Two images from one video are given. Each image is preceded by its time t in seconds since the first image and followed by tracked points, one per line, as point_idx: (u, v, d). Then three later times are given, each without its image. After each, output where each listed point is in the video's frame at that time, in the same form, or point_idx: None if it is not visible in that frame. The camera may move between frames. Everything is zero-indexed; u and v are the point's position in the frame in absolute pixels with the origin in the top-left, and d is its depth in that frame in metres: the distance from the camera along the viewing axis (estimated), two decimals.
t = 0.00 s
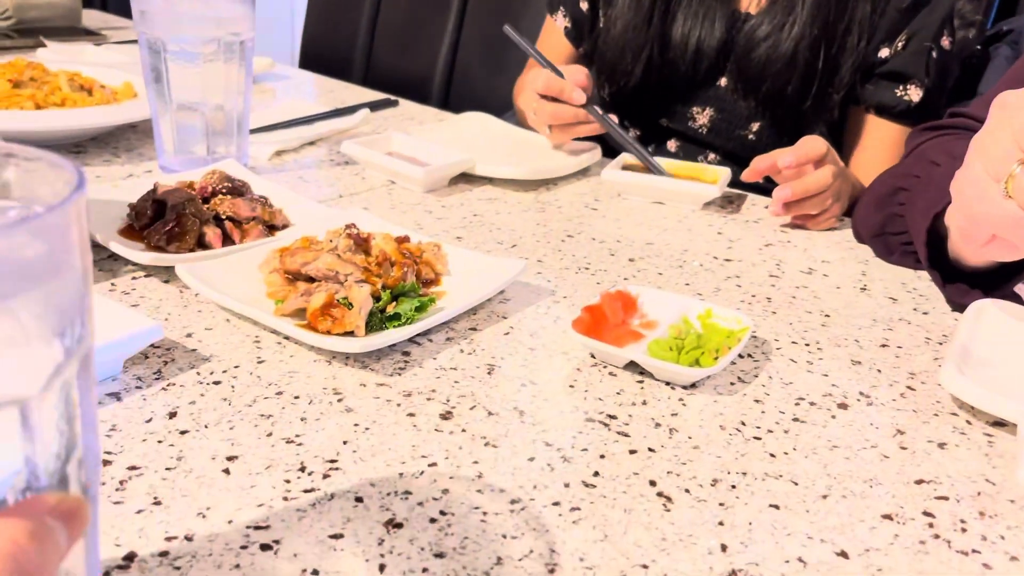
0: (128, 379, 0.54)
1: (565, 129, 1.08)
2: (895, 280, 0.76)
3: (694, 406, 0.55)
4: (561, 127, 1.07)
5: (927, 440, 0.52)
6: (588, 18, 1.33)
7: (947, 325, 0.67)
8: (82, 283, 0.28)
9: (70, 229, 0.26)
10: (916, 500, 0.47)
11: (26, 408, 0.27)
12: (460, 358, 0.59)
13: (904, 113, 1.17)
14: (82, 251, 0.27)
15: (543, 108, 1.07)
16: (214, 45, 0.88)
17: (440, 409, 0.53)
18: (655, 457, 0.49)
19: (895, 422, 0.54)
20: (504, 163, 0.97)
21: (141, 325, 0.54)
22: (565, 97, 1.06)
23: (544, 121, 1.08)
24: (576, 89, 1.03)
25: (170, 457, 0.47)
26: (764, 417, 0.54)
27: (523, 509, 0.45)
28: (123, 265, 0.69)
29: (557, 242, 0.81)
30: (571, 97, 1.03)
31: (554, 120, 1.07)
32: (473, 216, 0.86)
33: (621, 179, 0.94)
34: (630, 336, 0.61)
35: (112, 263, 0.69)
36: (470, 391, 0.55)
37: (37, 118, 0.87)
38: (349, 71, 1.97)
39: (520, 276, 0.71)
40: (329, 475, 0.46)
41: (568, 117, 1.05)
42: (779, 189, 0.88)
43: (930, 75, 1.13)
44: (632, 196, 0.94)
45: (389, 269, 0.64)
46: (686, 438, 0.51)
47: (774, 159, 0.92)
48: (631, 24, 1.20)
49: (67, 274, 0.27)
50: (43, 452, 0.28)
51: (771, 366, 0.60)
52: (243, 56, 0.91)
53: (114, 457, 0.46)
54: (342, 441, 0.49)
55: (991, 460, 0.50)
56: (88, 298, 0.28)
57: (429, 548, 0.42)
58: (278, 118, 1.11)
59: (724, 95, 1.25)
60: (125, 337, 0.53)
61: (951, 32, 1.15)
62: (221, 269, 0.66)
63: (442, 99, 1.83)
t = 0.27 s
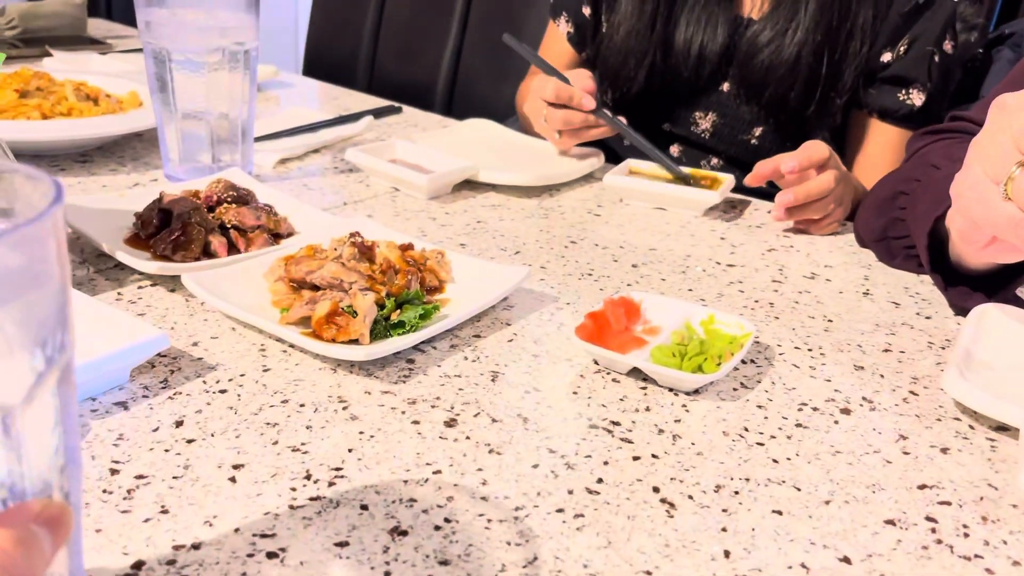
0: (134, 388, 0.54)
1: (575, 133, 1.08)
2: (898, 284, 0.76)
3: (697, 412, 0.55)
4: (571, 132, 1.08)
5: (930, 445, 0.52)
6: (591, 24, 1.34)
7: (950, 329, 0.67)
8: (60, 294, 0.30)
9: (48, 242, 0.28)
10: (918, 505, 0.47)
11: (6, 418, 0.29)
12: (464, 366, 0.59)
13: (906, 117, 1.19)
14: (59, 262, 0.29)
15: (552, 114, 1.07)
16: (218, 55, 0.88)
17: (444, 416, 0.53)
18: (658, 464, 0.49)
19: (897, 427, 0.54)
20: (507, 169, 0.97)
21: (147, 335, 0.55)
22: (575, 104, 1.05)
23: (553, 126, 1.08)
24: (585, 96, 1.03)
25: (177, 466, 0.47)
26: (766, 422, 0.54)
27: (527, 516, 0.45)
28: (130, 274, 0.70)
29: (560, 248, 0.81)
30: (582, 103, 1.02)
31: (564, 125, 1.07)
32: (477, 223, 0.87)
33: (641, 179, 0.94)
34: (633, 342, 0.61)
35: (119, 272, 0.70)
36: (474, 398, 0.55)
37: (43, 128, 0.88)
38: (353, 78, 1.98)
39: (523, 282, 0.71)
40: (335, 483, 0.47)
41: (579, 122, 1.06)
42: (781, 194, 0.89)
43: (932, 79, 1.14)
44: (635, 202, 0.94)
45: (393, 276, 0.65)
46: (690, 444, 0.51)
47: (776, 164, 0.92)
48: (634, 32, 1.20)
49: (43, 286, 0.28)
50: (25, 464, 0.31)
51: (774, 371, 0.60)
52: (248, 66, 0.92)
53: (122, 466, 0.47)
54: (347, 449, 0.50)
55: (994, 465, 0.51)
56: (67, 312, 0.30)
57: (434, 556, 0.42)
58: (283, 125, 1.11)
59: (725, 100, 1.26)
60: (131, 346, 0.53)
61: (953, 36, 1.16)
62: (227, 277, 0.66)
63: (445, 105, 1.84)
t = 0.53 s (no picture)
0: (135, 406, 0.55)
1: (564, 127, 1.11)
2: (895, 295, 0.76)
3: (695, 425, 0.55)
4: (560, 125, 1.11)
5: (928, 457, 0.52)
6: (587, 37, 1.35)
7: (947, 340, 0.68)
8: (55, 315, 0.30)
9: (45, 265, 0.28)
10: (917, 518, 0.47)
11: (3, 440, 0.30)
12: (463, 381, 0.59)
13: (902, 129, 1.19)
14: (55, 285, 0.30)
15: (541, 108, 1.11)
16: (218, 72, 0.89)
17: (444, 431, 0.54)
18: (657, 478, 0.50)
19: (895, 439, 0.54)
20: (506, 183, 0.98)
21: (147, 353, 0.55)
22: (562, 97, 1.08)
23: (542, 120, 1.11)
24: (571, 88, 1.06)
25: (178, 484, 0.47)
26: (765, 435, 0.54)
27: (526, 531, 0.45)
28: (130, 291, 0.70)
29: (559, 261, 0.82)
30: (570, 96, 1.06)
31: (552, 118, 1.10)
32: (476, 237, 0.87)
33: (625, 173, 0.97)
34: (632, 356, 0.62)
35: (120, 290, 0.70)
36: (473, 413, 0.56)
37: (44, 146, 0.88)
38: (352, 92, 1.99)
39: (522, 296, 0.71)
40: (335, 500, 0.47)
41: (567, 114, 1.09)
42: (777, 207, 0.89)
43: (927, 91, 1.15)
44: (633, 215, 0.95)
45: (392, 292, 0.65)
46: (688, 458, 0.52)
47: (772, 176, 0.92)
48: (630, 46, 1.21)
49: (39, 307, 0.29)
50: (25, 486, 0.31)
51: (772, 384, 0.60)
52: (248, 83, 0.92)
53: (124, 484, 0.47)
54: (347, 466, 0.50)
55: (992, 476, 0.51)
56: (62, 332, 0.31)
57: (434, 572, 0.42)
58: (282, 141, 1.12)
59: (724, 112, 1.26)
60: (131, 365, 0.53)
61: (949, 48, 1.16)
62: (228, 294, 0.66)
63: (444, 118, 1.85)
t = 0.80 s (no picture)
0: (131, 435, 0.55)
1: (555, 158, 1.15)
2: (886, 314, 0.77)
3: (688, 448, 0.56)
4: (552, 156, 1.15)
5: (918, 477, 0.53)
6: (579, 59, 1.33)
7: (937, 359, 0.68)
8: (55, 352, 0.31)
9: (44, 306, 0.29)
10: (908, 539, 0.47)
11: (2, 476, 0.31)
12: (458, 406, 0.60)
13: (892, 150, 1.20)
14: (55, 324, 0.30)
15: (534, 138, 1.13)
16: (213, 102, 0.90)
17: (438, 457, 0.54)
18: (650, 501, 0.50)
19: (886, 459, 0.55)
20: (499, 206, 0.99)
21: (142, 383, 0.55)
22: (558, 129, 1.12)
23: (535, 149, 1.14)
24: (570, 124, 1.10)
25: (174, 513, 0.48)
26: (757, 457, 0.55)
27: (520, 557, 0.45)
28: (126, 319, 0.71)
29: (552, 284, 0.82)
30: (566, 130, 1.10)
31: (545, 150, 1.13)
32: (470, 260, 0.88)
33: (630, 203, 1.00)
34: (625, 379, 0.62)
35: (116, 318, 0.71)
36: (468, 438, 0.56)
37: (40, 175, 0.89)
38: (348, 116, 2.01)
39: (517, 320, 0.72)
40: (331, 527, 0.47)
41: (562, 147, 1.13)
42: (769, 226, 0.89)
43: (915, 112, 1.16)
44: (626, 237, 0.96)
45: (386, 317, 0.66)
46: (681, 481, 0.52)
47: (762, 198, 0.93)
48: (620, 69, 1.30)
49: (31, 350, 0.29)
50: (22, 520, 0.32)
51: (764, 406, 0.61)
52: (243, 111, 0.93)
53: (119, 515, 0.47)
54: (343, 493, 0.50)
55: (982, 496, 0.51)
56: (61, 368, 0.31)
57: None
58: (278, 166, 1.13)
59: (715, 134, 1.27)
60: (125, 396, 0.54)
61: (936, 70, 1.18)
62: (223, 321, 0.67)
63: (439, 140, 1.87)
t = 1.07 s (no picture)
0: (121, 476, 0.55)
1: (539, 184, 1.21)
2: (870, 343, 0.78)
3: (673, 482, 0.56)
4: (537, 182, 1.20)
5: (901, 508, 0.54)
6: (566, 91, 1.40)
7: (920, 388, 0.69)
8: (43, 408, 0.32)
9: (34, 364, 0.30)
10: (890, 571, 0.48)
11: None
12: (446, 442, 0.60)
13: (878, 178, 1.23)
14: (43, 381, 0.31)
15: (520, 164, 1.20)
16: (204, 140, 0.91)
17: (426, 494, 0.54)
18: (636, 536, 0.51)
19: (869, 491, 0.55)
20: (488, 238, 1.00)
21: (133, 422, 0.55)
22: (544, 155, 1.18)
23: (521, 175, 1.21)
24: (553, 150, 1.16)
25: (163, 555, 0.48)
26: (741, 490, 0.55)
27: None
28: (117, 357, 0.71)
29: (541, 316, 0.83)
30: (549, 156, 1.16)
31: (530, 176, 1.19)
32: (459, 293, 0.89)
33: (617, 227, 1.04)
34: (611, 413, 0.63)
35: (107, 356, 0.71)
36: (455, 475, 0.56)
37: (31, 214, 0.90)
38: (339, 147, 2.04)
39: (504, 354, 0.73)
40: (319, 567, 0.48)
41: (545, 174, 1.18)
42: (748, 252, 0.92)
43: (899, 142, 1.20)
44: (614, 267, 0.97)
45: (375, 354, 0.67)
46: (666, 515, 0.53)
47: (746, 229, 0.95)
48: (615, 99, 1.25)
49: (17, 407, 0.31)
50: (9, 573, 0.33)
51: (749, 438, 0.61)
52: (234, 149, 0.94)
53: (108, 558, 0.47)
54: (331, 532, 0.51)
55: (963, 527, 0.52)
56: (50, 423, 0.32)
57: None
58: (269, 200, 1.14)
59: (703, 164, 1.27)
60: (116, 436, 0.54)
61: (919, 100, 1.22)
62: (212, 359, 0.67)
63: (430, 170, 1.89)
